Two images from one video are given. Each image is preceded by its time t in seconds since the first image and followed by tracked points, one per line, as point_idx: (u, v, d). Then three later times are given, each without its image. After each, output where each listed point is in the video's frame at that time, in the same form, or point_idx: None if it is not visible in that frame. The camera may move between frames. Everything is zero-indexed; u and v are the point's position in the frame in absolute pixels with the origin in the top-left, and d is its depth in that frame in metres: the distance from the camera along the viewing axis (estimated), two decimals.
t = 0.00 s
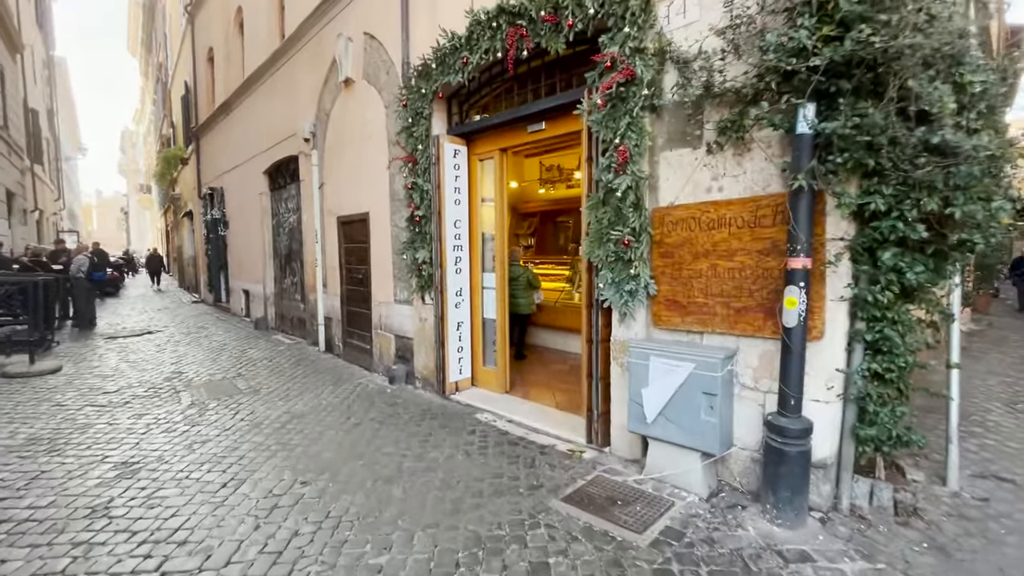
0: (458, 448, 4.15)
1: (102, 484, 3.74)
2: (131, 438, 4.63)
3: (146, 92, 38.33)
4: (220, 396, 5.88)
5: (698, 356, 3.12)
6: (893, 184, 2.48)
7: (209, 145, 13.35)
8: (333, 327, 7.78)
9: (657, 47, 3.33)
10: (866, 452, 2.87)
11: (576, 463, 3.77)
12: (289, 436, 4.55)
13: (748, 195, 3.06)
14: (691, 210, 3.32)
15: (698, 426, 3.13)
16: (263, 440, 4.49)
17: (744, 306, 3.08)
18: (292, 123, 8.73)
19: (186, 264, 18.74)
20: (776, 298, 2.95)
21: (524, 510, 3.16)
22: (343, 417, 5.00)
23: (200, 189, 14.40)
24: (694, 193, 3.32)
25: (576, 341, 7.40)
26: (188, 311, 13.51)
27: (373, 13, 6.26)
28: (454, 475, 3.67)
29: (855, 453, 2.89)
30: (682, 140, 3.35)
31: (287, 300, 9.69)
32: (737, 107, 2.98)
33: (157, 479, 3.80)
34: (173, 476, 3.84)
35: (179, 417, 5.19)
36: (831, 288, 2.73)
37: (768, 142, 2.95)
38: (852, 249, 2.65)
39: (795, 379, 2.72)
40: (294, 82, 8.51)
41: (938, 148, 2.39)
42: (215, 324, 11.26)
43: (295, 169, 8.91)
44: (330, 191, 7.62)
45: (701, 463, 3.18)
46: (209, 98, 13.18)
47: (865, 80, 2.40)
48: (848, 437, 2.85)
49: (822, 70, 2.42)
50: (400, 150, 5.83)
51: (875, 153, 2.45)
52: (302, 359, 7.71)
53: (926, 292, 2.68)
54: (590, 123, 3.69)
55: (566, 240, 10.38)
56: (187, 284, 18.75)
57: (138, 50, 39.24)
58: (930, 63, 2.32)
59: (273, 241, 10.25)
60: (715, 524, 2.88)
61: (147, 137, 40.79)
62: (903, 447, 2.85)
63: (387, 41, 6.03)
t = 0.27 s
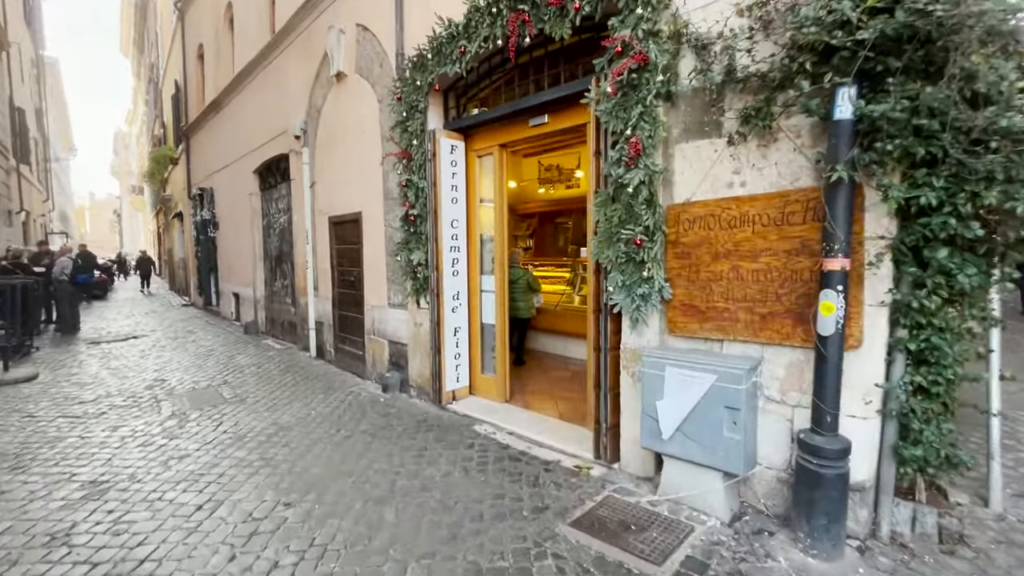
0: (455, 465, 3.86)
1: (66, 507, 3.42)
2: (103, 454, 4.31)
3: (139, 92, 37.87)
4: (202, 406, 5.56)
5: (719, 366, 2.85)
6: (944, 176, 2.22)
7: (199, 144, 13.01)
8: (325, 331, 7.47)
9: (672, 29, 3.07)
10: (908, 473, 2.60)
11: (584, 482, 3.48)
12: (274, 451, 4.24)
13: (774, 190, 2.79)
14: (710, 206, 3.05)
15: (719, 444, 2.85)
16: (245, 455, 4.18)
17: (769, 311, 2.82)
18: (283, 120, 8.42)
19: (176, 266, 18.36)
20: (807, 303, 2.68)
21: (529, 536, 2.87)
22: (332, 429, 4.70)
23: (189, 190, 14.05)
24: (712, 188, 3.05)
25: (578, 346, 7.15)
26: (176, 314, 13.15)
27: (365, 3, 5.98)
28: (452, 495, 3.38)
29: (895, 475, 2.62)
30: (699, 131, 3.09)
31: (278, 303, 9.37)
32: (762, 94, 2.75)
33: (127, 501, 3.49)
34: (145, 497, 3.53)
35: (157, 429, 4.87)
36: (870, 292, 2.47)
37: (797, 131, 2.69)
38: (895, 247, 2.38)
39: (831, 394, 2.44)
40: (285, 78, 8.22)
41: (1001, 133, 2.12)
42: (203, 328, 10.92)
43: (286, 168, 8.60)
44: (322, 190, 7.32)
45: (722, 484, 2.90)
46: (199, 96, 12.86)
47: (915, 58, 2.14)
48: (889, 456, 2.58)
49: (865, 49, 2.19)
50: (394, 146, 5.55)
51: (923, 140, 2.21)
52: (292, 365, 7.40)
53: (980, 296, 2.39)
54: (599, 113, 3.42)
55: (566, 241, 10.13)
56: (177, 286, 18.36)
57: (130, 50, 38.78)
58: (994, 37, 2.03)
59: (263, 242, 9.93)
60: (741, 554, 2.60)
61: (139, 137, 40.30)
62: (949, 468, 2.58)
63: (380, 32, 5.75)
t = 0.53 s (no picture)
0: (450, 484, 3.58)
1: (21, 534, 3.11)
2: (68, 472, 3.99)
3: (128, 89, 37.19)
4: (181, 416, 5.25)
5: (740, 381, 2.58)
6: (1003, 170, 1.97)
7: (186, 141, 12.64)
8: (314, 336, 7.17)
9: (687, 12, 2.82)
10: (953, 501, 2.35)
11: (589, 503, 3.21)
12: (254, 467, 3.95)
13: (801, 187, 2.53)
14: (728, 205, 2.79)
15: (741, 466, 2.59)
16: (223, 473, 3.87)
17: (796, 320, 2.56)
18: (270, 115, 8.10)
19: (164, 266, 17.94)
20: (840, 310, 2.42)
21: (531, 569, 2.60)
22: (318, 442, 4.40)
23: (176, 188, 13.67)
24: (731, 185, 2.79)
25: (578, 351, 6.93)
26: (162, 316, 12.77)
27: None
28: (446, 520, 3.10)
29: (938, 503, 2.37)
30: (716, 123, 2.84)
31: (265, 306, 9.04)
32: (791, 81, 2.49)
33: (89, 527, 3.18)
34: (109, 523, 3.22)
35: (130, 443, 4.55)
36: (912, 301, 2.22)
37: (829, 122, 2.43)
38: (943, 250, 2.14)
39: (870, 414, 2.19)
40: (273, 72, 7.90)
41: None
42: (189, 331, 10.56)
43: (273, 165, 8.29)
44: (310, 188, 7.01)
45: (744, 510, 2.64)
46: (186, 91, 12.49)
47: (975, 37, 1.92)
48: (932, 483, 2.33)
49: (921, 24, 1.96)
50: (385, 141, 5.25)
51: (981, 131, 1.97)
52: (279, 371, 7.09)
53: None
54: (606, 104, 3.15)
55: (564, 242, 9.89)
56: (165, 287, 17.94)
57: (120, 47, 38.16)
58: None
59: (251, 242, 9.60)
60: None
61: (128, 135, 39.69)
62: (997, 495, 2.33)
63: (371, 21, 5.46)
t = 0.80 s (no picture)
0: (447, 499, 3.30)
1: None
2: (31, 486, 3.67)
3: (116, 84, 36.53)
4: (160, 423, 4.94)
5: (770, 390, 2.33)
6: None
7: (172, 135, 12.26)
8: (303, 336, 6.87)
9: None
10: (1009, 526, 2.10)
11: (599, 521, 2.95)
12: (235, 480, 3.65)
13: (839, 174, 2.28)
14: (755, 195, 2.53)
15: (771, 484, 2.34)
16: (200, 486, 3.58)
17: (832, 322, 2.31)
18: (258, 106, 7.78)
19: (151, 264, 17.50)
20: (884, 311, 2.17)
21: None
22: (305, 452, 4.12)
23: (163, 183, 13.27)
24: (758, 173, 2.53)
25: (579, 351, 6.69)
26: (148, 316, 12.38)
27: None
28: (443, 541, 2.83)
29: (993, 527, 2.12)
30: (741, 105, 2.58)
31: (254, 305, 8.72)
32: (829, 56, 2.24)
33: (48, 551, 2.87)
34: (71, 545, 2.91)
35: (101, 453, 4.23)
36: (970, 302, 1.97)
37: (872, 101, 2.18)
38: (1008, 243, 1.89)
39: (923, 428, 1.94)
40: (260, 61, 7.58)
41: None
42: (174, 331, 10.21)
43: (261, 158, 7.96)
44: (299, 182, 6.70)
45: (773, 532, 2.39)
46: (171, 83, 12.10)
47: None
48: (987, 505, 2.08)
49: None
50: (377, 131, 4.96)
51: None
52: (266, 373, 6.78)
53: None
54: (618, 85, 2.89)
55: (562, 240, 9.65)
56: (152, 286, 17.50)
57: (108, 40, 37.45)
58: None
59: (238, 239, 9.27)
60: None
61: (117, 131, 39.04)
62: None
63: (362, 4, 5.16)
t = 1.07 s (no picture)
0: (446, 522, 3.04)
1: None
2: None
3: (104, 79, 35.89)
4: (137, 435, 4.63)
5: (808, 409, 2.09)
6: None
7: (158, 131, 11.90)
8: (292, 341, 6.58)
9: None
10: None
11: (612, 548, 2.71)
12: (215, 501, 3.38)
13: (886, 169, 2.05)
14: (788, 193, 2.30)
15: (809, 514, 2.10)
16: (177, 508, 3.29)
17: (877, 333, 2.08)
18: (246, 100, 7.47)
19: (137, 264, 17.05)
20: (939, 322, 1.94)
21: None
22: (292, 467, 3.84)
23: (149, 181, 12.89)
24: (791, 169, 2.30)
25: (580, 356, 6.47)
26: (133, 318, 12.01)
27: None
28: (442, 572, 2.57)
29: None
30: (771, 93, 2.35)
31: (242, 307, 8.40)
32: (878, 37, 2.02)
33: None
34: None
35: (72, 469, 3.94)
36: None
37: (926, 87, 1.96)
38: None
39: (991, 455, 1.72)
40: (248, 53, 7.28)
41: None
42: (159, 333, 9.86)
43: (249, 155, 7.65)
44: (289, 179, 6.41)
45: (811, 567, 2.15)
46: (157, 77, 11.73)
47: None
48: None
49: None
50: (370, 125, 4.69)
51: None
52: (253, 379, 6.47)
53: None
54: (635, 72, 2.65)
55: (560, 240, 9.42)
56: (139, 286, 17.06)
57: (96, 35, 36.75)
58: None
59: (226, 238, 8.94)
60: None
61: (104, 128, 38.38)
62: None
63: None
